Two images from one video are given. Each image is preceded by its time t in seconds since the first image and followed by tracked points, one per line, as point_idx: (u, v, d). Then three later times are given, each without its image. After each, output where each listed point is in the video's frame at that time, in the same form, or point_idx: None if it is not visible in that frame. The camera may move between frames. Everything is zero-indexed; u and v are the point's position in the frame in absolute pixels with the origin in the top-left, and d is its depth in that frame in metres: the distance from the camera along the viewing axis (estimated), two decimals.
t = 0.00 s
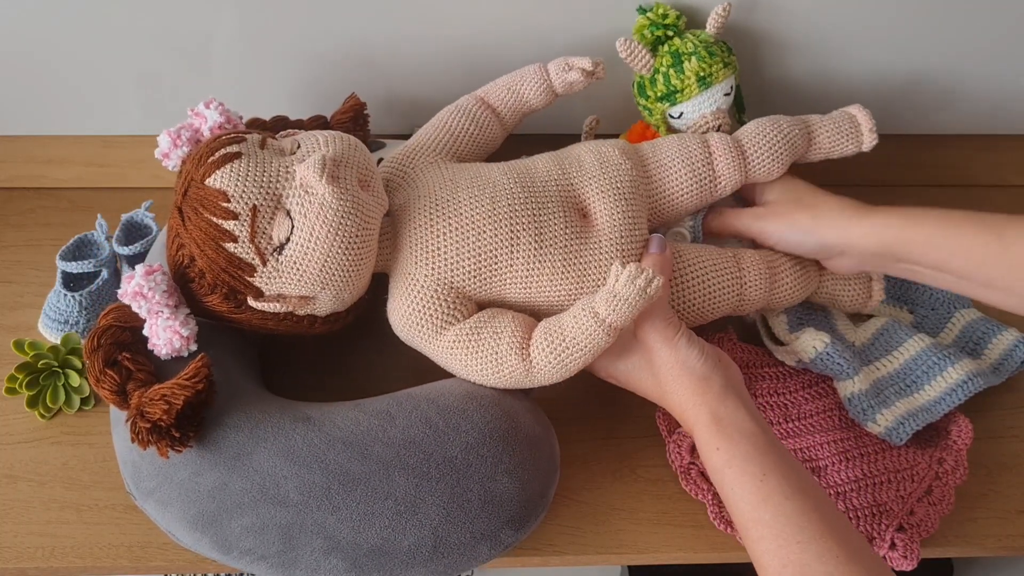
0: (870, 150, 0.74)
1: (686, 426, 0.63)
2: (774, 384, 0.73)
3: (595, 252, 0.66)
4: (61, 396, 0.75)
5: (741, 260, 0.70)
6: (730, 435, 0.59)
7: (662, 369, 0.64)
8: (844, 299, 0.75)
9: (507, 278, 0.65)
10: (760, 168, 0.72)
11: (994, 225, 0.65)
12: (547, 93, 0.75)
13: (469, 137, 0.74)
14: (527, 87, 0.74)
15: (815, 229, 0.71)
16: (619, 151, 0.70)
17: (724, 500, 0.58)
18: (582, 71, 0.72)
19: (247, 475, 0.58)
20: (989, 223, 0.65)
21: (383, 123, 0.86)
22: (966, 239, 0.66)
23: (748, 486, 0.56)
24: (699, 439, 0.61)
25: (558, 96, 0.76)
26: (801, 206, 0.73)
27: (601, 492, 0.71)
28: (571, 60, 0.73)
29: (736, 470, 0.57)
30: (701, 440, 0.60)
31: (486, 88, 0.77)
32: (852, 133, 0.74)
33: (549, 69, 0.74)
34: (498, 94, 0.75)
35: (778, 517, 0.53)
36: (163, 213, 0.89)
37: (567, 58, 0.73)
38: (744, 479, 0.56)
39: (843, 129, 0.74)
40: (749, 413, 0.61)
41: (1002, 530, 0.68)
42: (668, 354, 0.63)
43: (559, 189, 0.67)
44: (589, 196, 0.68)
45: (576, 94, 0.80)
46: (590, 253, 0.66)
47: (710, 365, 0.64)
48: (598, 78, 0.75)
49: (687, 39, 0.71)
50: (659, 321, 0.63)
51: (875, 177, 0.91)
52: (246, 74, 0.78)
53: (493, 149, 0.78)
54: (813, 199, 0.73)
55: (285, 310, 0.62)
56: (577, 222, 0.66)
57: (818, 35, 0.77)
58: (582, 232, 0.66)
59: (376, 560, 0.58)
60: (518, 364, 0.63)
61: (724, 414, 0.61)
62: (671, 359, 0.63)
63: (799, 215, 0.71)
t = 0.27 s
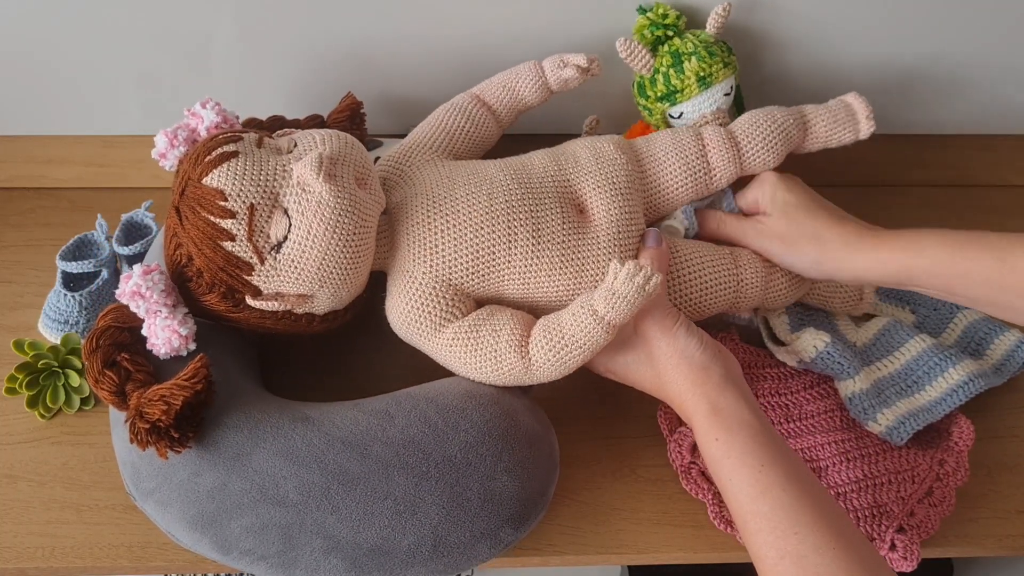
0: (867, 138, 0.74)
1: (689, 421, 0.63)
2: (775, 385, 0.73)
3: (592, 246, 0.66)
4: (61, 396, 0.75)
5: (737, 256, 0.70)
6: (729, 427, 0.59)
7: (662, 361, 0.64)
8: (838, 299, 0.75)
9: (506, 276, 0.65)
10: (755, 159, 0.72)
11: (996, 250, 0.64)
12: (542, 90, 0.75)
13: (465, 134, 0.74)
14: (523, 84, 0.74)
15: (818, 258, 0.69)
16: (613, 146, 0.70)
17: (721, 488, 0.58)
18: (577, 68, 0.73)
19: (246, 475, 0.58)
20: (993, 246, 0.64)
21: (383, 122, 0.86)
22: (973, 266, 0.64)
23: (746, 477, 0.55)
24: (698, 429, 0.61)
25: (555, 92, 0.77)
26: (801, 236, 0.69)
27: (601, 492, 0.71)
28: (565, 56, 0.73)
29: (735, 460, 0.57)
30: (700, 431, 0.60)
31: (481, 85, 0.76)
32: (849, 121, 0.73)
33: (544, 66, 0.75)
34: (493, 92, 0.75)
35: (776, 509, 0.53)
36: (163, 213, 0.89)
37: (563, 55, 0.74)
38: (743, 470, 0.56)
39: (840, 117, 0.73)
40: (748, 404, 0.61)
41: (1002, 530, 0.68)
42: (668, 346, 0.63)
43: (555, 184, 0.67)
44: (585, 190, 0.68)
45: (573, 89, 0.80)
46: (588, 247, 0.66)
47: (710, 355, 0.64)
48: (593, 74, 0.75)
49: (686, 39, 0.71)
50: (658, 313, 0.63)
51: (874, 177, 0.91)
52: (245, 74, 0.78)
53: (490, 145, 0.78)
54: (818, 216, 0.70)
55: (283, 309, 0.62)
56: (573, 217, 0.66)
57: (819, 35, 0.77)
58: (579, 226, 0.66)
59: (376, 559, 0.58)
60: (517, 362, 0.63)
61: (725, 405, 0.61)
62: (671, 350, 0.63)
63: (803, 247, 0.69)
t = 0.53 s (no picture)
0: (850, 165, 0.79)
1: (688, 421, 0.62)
2: (775, 384, 0.72)
3: (596, 247, 0.66)
4: (61, 396, 0.75)
5: (735, 257, 0.70)
6: (727, 425, 0.59)
7: (660, 362, 0.64)
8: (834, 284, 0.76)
9: (510, 276, 0.65)
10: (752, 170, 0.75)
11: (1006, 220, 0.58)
12: (543, 92, 0.75)
13: (468, 135, 0.74)
14: (524, 87, 0.75)
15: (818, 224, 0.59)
16: (618, 151, 0.71)
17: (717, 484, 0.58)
18: (578, 71, 0.73)
19: (246, 477, 0.58)
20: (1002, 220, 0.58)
21: (382, 122, 0.86)
22: (980, 242, 0.58)
23: (743, 474, 0.55)
24: (695, 426, 0.61)
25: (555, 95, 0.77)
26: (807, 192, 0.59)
27: (600, 492, 0.71)
28: (567, 60, 0.74)
29: (732, 457, 0.56)
30: (696, 428, 0.60)
31: (482, 87, 0.77)
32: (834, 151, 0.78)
33: (546, 68, 0.75)
34: (495, 93, 0.75)
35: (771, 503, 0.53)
36: (162, 213, 0.89)
37: (564, 58, 0.74)
38: (739, 466, 0.56)
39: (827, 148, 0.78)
40: (746, 403, 0.61)
41: (1002, 530, 0.68)
42: (667, 347, 0.64)
43: (561, 185, 0.67)
44: (590, 192, 0.68)
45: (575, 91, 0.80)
46: (592, 248, 0.66)
47: (710, 354, 0.64)
48: (594, 78, 0.75)
49: (686, 38, 0.71)
50: (655, 313, 0.64)
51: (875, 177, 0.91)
52: (245, 73, 0.78)
53: (490, 147, 0.78)
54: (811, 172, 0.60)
55: (287, 308, 0.62)
56: (578, 219, 0.67)
57: (819, 34, 0.77)
58: (583, 228, 0.66)
59: (377, 560, 0.58)
60: (521, 361, 0.63)
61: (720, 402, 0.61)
62: (670, 350, 0.64)
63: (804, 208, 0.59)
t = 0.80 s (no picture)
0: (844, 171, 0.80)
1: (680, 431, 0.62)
2: (774, 384, 0.72)
3: (595, 249, 0.66)
4: (61, 396, 0.75)
5: (732, 264, 0.70)
6: (718, 432, 0.59)
7: (653, 366, 0.65)
8: (827, 291, 0.77)
9: (509, 276, 0.65)
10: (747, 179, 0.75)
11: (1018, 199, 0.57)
12: (542, 96, 0.75)
13: (466, 136, 0.74)
14: (523, 91, 0.75)
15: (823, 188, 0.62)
16: (617, 155, 0.71)
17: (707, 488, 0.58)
18: (578, 75, 0.73)
19: (246, 478, 0.58)
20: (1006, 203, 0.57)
21: (382, 122, 0.86)
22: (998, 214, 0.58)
23: (734, 481, 0.55)
24: (686, 431, 0.61)
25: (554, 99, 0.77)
26: (814, 158, 0.63)
27: (600, 492, 0.71)
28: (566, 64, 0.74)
29: (722, 464, 0.57)
30: (687, 434, 0.61)
31: (483, 88, 0.77)
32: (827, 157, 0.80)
33: (545, 72, 0.75)
34: (494, 96, 0.75)
35: (766, 510, 0.53)
36: (162, 213, 0.89)
37: (564, 63, 0.74)
38: (730, 474, 0.56)
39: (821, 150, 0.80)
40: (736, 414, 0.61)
41: (1002, 530, 0.68)
42: (659, 353, 0.64)
43: (560, 186, 0.68)
44: (589, 194, 0.68)
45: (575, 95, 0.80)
46: (591, 250, 0.66)
47: (699, 364, 0.64)
48: (593, 83, 0.75)
49: (686, 38, 0.71)
50: (648, 317, 0.64)
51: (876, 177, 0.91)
52: (245, 73, 0.78)
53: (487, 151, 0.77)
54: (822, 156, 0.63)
55: (285, 307, 0.62)
56: (577, 221, 0.67)
57: (820, 34, 0.77)
58: (582, 230, 0.67)
59: (377, 561, 0.58)
60: (520, 361, 0.63)
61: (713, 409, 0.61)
62: (661, 355, 0.64)
63: (810, 169, 0.62)
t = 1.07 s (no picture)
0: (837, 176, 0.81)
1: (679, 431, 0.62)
2: (774, 384, 0.73)
3: (597, 250, 0.66)
4: (61, 396, 0.75)
5: (735, 260, 0.71)
6: (716, 433, 0.59)
7: (652, 367, 0.65)
8: (823, 287, 0.78)
9: (511, 277, 0.65)
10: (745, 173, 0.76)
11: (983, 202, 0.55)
12: (544, 94, 0.75)
13: (468, 135, 0.74)
14: (525, 87, 0.75)
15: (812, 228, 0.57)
16: (620, 156, 0.71)
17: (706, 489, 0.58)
18: (580, 73, 0.73)
19: (246, 477, 0.58)
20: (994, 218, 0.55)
21: (382, 121, 0.86)
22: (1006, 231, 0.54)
23: (732, 483, 0.55)
24: (685, 433, 0.61)
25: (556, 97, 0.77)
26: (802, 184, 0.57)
27: (600, 492, 0.71)
28: (568, 61, 0.74)
29: (721, 466, 0.56)
30: (687, 436, 0.61)
31: (484, 86, 0.77)
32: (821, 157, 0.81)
33: (547, 69, 0.75)
34: (496, 93, 0.75)
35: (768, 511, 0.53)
36: (162, 213, 0.89)
37: (566, 60, 0.74)
38: (729, 475, 0.56)
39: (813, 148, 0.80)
40: (734, 411, 0.61)
41: (1002, 530, 0.68)
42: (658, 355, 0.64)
43: (562, 188, 0.68)
44: (591, 195, 0.68)
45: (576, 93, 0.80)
46: (593, 252, 0.66)
47: (699, 364, 0.64)
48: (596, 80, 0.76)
49: (686, 38, 0.71)
50: (648, 319, 0.64)
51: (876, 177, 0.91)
52: (245, 73, 0.78)
53: (489, 150, 0.78)
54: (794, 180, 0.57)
55: (288, 309, 0.62)
56: (579, 222, 0.67)
57: (820, 35, 0.77)
58: (585, 231, 0.67)
59: (377, 561, 0.58)
60: (522, 361, 0.63)
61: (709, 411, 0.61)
62: (660, 358, 0.64)
63: (802, 209, 0.57)
